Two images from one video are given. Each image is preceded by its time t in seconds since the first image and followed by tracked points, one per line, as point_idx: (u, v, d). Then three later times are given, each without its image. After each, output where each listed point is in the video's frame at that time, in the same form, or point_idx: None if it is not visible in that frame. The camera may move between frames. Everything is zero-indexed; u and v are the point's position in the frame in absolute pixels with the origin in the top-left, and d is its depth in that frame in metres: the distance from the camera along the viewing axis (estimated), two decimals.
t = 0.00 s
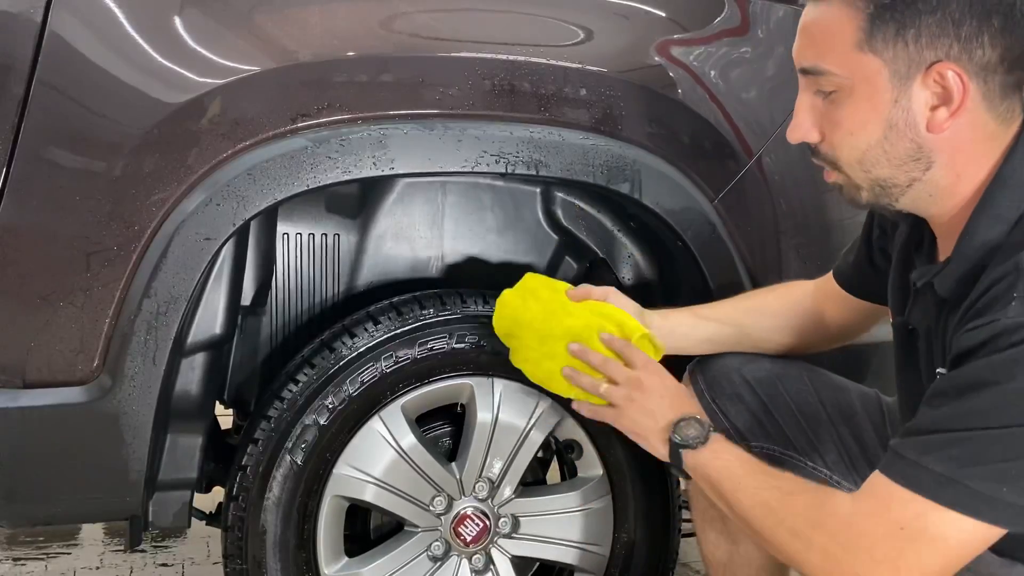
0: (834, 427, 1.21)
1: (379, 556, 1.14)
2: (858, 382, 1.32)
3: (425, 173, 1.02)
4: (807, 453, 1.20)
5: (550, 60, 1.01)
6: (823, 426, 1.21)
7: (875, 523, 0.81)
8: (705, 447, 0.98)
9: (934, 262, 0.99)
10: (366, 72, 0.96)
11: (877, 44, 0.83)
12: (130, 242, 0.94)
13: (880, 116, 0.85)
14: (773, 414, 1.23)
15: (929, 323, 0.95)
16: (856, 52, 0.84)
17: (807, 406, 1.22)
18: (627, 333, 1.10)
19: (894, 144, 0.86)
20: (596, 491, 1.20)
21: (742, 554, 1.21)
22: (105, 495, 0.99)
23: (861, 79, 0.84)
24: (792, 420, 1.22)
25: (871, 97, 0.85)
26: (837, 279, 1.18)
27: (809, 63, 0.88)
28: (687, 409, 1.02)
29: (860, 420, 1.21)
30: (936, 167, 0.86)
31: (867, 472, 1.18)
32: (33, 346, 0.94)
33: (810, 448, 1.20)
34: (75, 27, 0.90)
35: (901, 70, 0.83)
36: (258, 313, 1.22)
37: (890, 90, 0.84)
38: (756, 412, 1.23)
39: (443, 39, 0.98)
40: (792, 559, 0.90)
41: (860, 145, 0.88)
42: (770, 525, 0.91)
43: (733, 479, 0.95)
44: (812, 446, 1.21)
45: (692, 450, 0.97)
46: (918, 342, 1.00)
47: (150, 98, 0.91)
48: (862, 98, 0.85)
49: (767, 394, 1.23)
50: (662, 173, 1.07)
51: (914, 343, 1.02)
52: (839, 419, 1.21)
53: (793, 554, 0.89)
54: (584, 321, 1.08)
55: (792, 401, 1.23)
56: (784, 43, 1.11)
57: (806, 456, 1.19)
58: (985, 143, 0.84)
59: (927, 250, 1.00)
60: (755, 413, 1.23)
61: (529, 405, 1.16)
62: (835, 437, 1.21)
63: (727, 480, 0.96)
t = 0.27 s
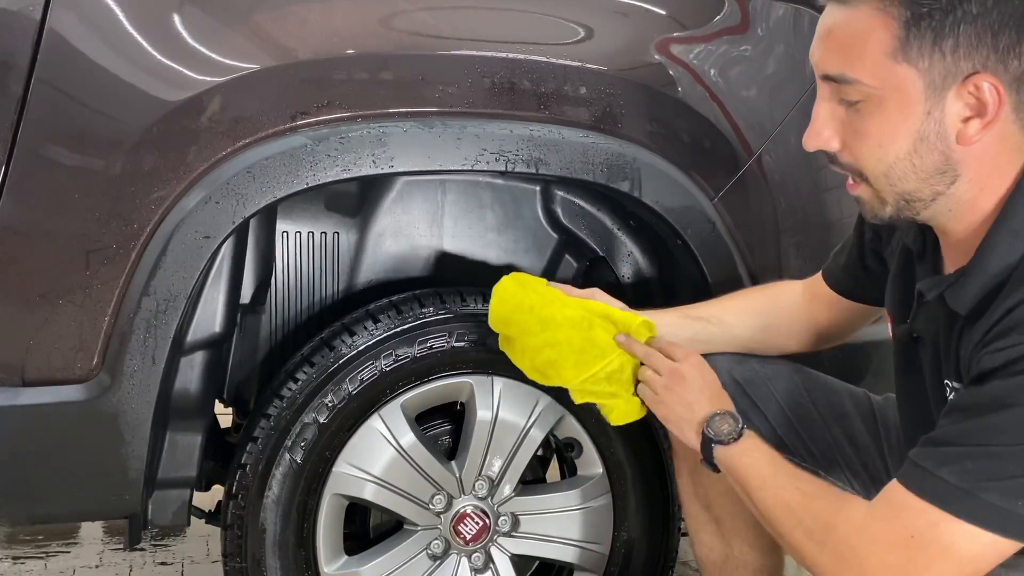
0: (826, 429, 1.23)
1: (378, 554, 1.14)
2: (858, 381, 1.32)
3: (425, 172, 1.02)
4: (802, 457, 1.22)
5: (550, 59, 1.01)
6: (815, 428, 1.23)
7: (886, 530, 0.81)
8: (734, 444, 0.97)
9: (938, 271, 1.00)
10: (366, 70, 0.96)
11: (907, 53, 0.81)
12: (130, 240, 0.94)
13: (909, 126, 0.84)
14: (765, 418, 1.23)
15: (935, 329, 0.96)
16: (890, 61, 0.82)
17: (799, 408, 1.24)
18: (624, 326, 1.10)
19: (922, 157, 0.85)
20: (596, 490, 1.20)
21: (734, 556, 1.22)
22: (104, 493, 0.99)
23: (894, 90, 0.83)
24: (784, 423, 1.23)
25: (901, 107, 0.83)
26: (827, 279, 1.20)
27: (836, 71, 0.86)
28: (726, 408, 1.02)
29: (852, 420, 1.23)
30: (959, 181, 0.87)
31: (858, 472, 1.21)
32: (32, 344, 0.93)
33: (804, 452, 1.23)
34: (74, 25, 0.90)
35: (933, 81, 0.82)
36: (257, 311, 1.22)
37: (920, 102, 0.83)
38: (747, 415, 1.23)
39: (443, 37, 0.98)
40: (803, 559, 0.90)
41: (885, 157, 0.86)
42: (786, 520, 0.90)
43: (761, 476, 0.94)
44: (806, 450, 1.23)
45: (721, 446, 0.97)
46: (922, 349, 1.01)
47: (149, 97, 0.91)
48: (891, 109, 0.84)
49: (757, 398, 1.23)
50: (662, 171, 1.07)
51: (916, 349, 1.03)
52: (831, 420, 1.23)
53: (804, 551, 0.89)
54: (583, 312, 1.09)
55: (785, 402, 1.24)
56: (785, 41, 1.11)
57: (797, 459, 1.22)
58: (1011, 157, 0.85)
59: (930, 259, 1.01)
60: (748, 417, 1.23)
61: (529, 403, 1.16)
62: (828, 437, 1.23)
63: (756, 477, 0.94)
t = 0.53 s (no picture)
0: (826, 429, 1.23)
1: (379, 553, 1.14)
2: (858, 380, 1.32)
3: (425, 170, 1.02)
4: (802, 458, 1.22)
5: (550, 57, 1.00)
6: (815, 428, 1.23)
7: (894, 540, 0.79)
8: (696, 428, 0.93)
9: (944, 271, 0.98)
10: (366, 68, 0.96)
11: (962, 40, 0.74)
12: (130, 238, 0.94)
13: (976, 112, 0.76)
14: (765, 418, 1.23)
15: (940, 333, 0.95)
16: (961, 44, 0.74)
17: (799, 408, 1.23)
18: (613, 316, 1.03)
19: (972, 156, 0.78)
20: (596, 489, 1.20)
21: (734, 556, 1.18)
22: (104, 492, 0.99)
23: (968, 70, 0.74)
24: (784, 423, 1.23)
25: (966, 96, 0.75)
26: (827, 279, 1.18)
27: (896, 48, 0.77)
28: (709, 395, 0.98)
29: (851, 419, 1.23)
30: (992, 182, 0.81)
31: (858, 472, 1.21)
32: (32, 343, 0.93)
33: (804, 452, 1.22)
34: (74, 23, 0.90)
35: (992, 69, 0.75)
36: (257, 311, 1.22)
37: (989, 87, 0.75)
38: (746, 416, 1.23)
39: (443, 35, 0.98)
40: (789, 557, 0.89)
41: (946, 146, 0.77)
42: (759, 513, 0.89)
43: (734, 463, 0.92)
44: (806, 450, 1.23)
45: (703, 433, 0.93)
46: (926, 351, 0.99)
47: (149, 95, 0.91)
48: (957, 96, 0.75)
49: (757, 397, 1.23)
50: (663, 170, 1.07)
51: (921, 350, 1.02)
52: (831, 420, 1.23)
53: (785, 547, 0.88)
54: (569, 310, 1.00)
55: (785, 402, 1.23)
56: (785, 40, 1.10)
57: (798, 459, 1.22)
58: None
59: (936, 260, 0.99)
60: (746, 417, 1.23)
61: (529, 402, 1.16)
62: (828, 437, 1.23)
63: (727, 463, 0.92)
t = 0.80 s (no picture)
0: (825, 428, 1.22)
1: (378, 552, 1.14)
2: (857, 379, 1.32)
3: (425, 169, 1.02)
4: (802, 458, 1.19)
5: (550, 56, 1.00)
6: (814, 427, 1.22)
7: (894, 536, 0.81)
8: (651, 455, 0.99)
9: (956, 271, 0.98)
10: (365, 67, 0.96)
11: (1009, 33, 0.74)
12: (129, 237, 0.94)
13: (1003, 106, 0.75)
14: (764, 417, 1.22)
15: (951, 335, 0.94)
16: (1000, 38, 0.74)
17: (797, 407, 1.23)
18: (610, 327, 1.02)
19: (999, 149, 0.77)
20: (596, 488, 1.20)
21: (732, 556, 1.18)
22: (104, 491, 0.99)
23: (991, 63, 0.74)
24: (783, 422, 1.22)
25: (1002, 89, 0.74)
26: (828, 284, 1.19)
27: (926, 41, 0.77)
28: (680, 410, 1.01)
29: (849, 418, 1.23)
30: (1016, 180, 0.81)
31: (856, 471, 1.20)
32: (31, 342, 0.93)
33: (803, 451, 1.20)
34: (73, 21, 0.90)
35: None
36: (256, 310, 1.22)
37: (1019, 78, 0.74)
38: (745, 415, 1.21)
39: (442, 34, 0.98)
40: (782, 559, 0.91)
41: (968, 141, 0.77)
42: (733, 529, 0.93)
43: (699, 484, 0.95)
44: (805, 450, 1.20)
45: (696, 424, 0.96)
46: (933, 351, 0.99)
47: (148, 94, 0.91)
48: (989, 87, 0.75)
49: (755, 396, 1.23)
50: (663, 170, 1.07)
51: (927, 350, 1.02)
52: (829, 419, 1.22)
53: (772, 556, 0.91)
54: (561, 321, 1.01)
55: (783, 401, 1.23)
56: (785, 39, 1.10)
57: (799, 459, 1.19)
58: None
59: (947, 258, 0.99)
60: (745, 416, 1.21)
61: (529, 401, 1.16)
62: (827, 437, 1.22)
63: (686, 482, 0.96)
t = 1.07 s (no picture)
0: (830, 428, 1.22)
1: (378, 552, 1.14)
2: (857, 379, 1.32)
3: (424, 170, 1.02)
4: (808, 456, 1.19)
5: (549, 56, 1.00)
6: (819, 426, 1.22)
7: (892, 552, 0.81)
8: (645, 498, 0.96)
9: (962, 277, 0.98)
10: (365, 67, 0.96)
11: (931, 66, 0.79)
12: (129, 237, 0.94)
13: (931, 128, 0.82)
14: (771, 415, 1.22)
15: (956, 338, 0.94)
16: (918, 73, 0.80)
17: (803, 406, 1.23)
18: (600, 355, 0.99)
19: (941, 164, 0.84)
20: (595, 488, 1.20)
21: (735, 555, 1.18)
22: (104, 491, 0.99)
23: (915, 90, 0.81)
24: (789, 420, 1.22)
25: (922, 116, 0.82)
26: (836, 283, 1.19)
27: (858, 70, 0.84)
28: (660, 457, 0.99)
29: (854, 419, 1.23)
30: (982, 185, 0.85)
31: (861, 472, 1.20)
32: (31, 341, 0.93)
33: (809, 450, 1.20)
34: (72, 21, 0.90)
35: (968, 83, 0.79)
36: (256, 309, 1.22)
37: (941, 105, 0.81)
38: (752, 413, 1.22)
39: (441, 34, 0.98)
40: None
41: (905, 159, 0.85)
42: (736, 555, 0.92)
43: (692, 521, 0.94)
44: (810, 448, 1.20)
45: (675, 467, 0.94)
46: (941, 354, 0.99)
47: (147, 94, 0.91)
48: (911, 115, 0.82)
49: (761, 394, 1.23)
50: (662, 170, 1.07)
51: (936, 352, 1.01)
52: (834, 419, 1.22)
53: None
54: (554, 344, 1.03)
55: (788, 400, 1.23)
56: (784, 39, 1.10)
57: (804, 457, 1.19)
58: None
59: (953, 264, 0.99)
60: (752, 414, 1.22)
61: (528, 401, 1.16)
62: (832, 436, 1.22)
63: (684, 515, 0.95)
